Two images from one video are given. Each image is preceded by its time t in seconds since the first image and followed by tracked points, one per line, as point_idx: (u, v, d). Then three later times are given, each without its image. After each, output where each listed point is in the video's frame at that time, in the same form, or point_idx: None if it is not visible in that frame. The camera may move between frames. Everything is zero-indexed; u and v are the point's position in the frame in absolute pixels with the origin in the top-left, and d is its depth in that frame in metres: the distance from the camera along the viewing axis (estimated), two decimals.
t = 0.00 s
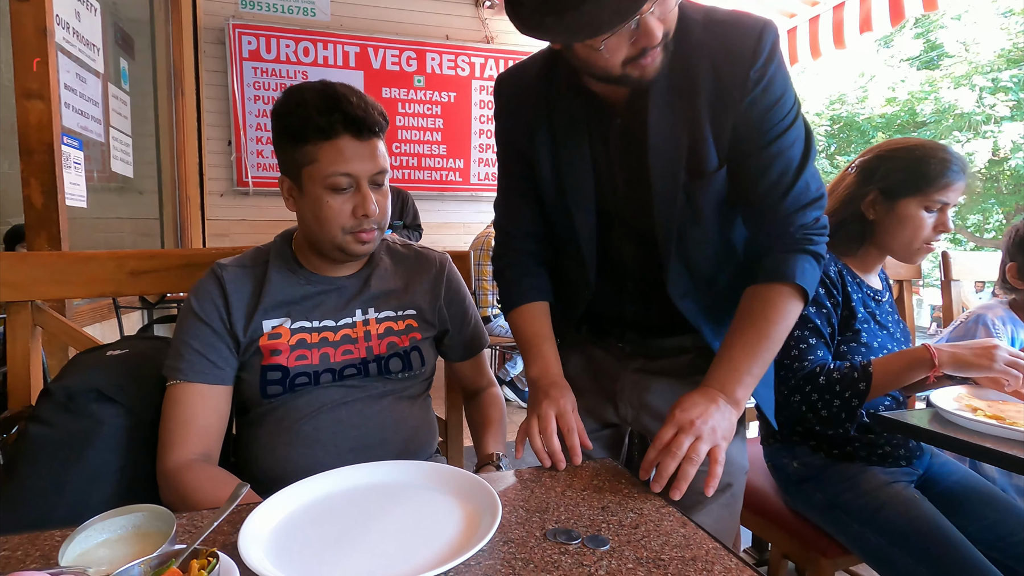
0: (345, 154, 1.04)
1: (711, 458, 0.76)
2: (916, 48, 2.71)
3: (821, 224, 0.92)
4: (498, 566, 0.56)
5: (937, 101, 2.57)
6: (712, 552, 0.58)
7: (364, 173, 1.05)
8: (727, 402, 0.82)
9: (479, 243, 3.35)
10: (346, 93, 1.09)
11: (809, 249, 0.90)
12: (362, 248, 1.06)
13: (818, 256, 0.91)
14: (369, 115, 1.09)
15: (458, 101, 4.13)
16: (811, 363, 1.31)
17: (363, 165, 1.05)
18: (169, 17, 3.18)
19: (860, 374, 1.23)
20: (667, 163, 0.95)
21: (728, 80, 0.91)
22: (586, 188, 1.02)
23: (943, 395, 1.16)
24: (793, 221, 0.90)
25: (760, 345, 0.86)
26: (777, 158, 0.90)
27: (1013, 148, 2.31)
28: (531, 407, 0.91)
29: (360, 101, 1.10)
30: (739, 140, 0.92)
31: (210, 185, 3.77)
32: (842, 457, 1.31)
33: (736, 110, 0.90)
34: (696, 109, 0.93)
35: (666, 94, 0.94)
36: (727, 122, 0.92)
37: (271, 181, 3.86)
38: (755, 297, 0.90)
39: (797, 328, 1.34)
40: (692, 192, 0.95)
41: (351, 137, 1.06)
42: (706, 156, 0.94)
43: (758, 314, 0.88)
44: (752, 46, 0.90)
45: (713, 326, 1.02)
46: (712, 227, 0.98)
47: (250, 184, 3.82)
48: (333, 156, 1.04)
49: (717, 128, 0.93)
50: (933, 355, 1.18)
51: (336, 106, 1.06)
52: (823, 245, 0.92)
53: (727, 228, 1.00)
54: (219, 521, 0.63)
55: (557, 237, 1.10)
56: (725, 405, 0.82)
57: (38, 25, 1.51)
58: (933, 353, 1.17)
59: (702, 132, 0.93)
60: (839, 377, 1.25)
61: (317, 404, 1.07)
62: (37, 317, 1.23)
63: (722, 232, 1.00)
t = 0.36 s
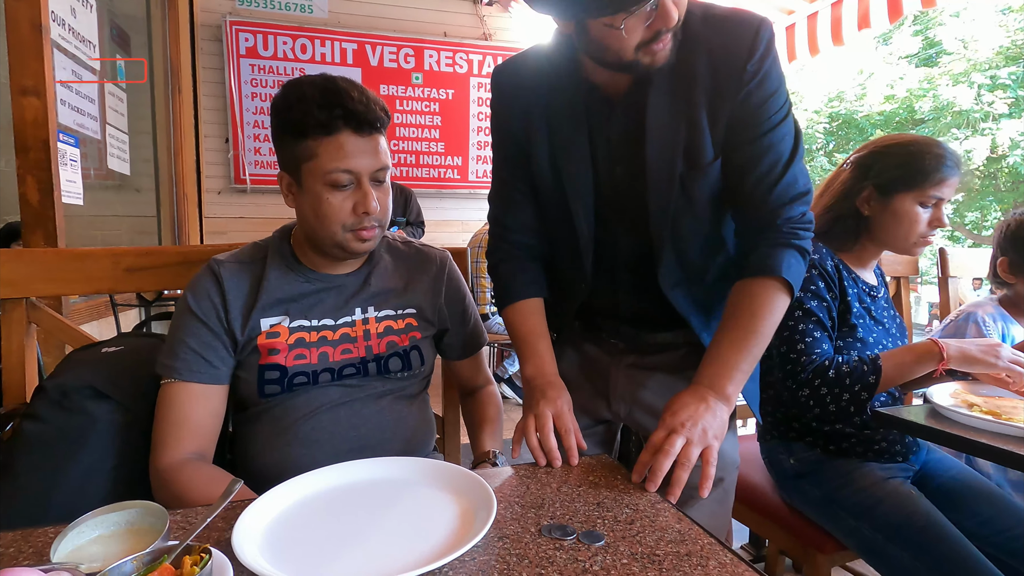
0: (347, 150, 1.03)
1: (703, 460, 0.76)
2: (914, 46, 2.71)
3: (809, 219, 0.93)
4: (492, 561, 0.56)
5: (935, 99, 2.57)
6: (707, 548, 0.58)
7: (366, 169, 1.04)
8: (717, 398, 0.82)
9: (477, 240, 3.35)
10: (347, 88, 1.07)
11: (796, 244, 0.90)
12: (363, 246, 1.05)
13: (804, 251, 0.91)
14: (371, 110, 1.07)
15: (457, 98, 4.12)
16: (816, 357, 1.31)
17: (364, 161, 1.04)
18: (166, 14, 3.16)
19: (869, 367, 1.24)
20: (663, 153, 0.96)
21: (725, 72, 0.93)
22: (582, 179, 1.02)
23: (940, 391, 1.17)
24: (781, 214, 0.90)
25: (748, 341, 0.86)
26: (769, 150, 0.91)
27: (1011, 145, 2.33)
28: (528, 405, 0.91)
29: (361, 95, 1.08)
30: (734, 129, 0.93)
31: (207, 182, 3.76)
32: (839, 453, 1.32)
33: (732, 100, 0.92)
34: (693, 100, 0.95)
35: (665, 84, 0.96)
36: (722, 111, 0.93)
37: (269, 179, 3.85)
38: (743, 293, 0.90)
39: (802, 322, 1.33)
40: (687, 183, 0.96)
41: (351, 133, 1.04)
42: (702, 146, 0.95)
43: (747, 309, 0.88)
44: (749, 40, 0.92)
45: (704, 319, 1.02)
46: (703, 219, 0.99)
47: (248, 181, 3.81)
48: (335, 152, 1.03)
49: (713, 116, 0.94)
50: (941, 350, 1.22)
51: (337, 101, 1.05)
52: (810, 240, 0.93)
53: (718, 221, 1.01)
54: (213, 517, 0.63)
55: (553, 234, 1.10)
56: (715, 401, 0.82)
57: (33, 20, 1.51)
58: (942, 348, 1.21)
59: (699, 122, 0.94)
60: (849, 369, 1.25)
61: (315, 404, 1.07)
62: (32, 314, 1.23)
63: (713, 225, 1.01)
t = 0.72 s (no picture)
0: (349, 147, 1.01)
1: (697, 454, 0.76)
2: (913, 43, 2.69)
3: (799, 215, 0.94)
4: (488, 558, 0.56)
5: (934, 96, 2.58)
6: (702, 543, 0.58)
7: (368, 167, 1.02)
8: (711, 393, 0.82)
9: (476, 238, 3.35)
10: (349, 84, 1.06)
11: (786, 239, 0.91)
12: (364, 245, 1.03)
13: (794, 247, 0.92)
14: (373, 106, 1.06)
15: (455, 96, 4.11)
16: (824, 352, 1.30)
17: (365, 158, 1.02)
18: (163, 11, 3.15)
19: (878, 364, 1.26)
20: (661, 147, 0.95)
21: (723, 68, 0.93)
22: (579, 172, 1.02)
23: (937, 387, 1.17)
24: (771, 209, 0.92)
25: (740, 335, 0.86)
26: (763, 146, 0.92)
27: (1009, 142, 2.33)
28: (524, 403, 0.91)
29: (364, 91, 1.07)
30: (730, 125, 0.94)
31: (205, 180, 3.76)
32: (835, 450, 1.32)
33: (729, 96, 0.93)
34: (692, 95, 0.94)
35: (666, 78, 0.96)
36: (720, 107, 0.94)
37: (267, 176, 3.85)
38: (735, 288, 0.91)
39: (805, 316, 1.32)
40: (685, 176, 0.96)
41: (354, 129, 1.03)
42: (699, 141, 0.95)
43: (739, 303, 0.89)
44: (747, 37, 0.93)
45: (696, 313, 1.02)
46: (699, 213, 0.99)
47: (246, 179, 3.81)
48: (336, 149, 1.01)
49: (711, 111, 0.95)
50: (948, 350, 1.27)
51: (339, 97, 1.03)
52: (799, 236, 0.94)
53: (711, 215, 1.02)
54: (208, 514, 0.63)
55: (549, 230, 1.10)
56: (709, 396, 0.82)
57: (30, 16, 1.50)
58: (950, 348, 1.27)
59: (698, 116, 0.94)
60: (857, 367, 1.27)
61: (314, 405, 1.06)
62: (27, 311, 1.22)
63: (706, 219, 1.01)
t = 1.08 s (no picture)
0: (352, 146, 1.01)
1: (696, 452, 0.76)
2: (912, 41, 2.66)
3: (793, 211, 0.94)
4: (486, 554, 0.56)
5: (932, 94, 2.57)
6: (699, 540, 0.58)
7: (370, 166, 1.02)
8: (706, 388, 0.83)
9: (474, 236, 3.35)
10: (352, 81, 1.05)
11: (780, 234, 0.91)
12: (366, 245, 1.03)
13: (788, 243, 0.92)
14: (376, 104, 1.05)
15: (454, 93, 4.10)
16: (828, 348, 1.30)
17: (369, 158, 1.01)
18: (160, 8, 3.14)
19: (883, 362, 1.28)
20: (660, 142, 0.95)
21: (721, 64, 0.93)
22: (576, 167, 1.02)
23: (934, 383, 1.17)
24: (766, 204, 0.91)
25: (735, 330, 0.87)
26: (758, 141, 0.92)
27: (1007, 140, 2.34)
28: (520, 402, 0.91)
29: (367, 89, 1.06)
30: (727, 121, 0.94)
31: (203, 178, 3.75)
32: (833, 446, 1.32)
33: (726, 92, 0.93)
34: (690, 92, 0.95)
35: (664, 74, 0.96)
36: (717, 103, 0.94)
37: (265, 174, 3.84)
38: (729, 283, 0.91)
39: (807, 312, 1.33)
40: (682, 171, 0.96)
41: (356, 128, 1.02)
42: (698, 136, 0.95)
43: (734, 297, 0.89)
44: (746, 35, 0.93)
45: (691, 307, 1.02)
46: (695, 208, 0.99)
47: (244, 176, 3.80)
48: (339, 148, 1.00)
49: (708, 107, 0.95)
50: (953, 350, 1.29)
51: (341, 95, 1.02)
52: (793, 232, 0.93)
53: (708, 211, 1.02)
54: (206, 511, 0.63)
55: (546, 227, 1.10)
56: (704, 391, 0.82)
57: (27, 14, 1.49)
58: (954, 348, 1.29)
59: (695, 112, 0.95)
60: (862, 364, 1.28)
61: (314, 407, 1.06)
62: (23, 309, 1.22)
63: (703, 215, 1.01)
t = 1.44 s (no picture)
0: (354, 145, 1.01)
1: (696, 451, 0.76)
2: (911, 38, 2.68)
3: (789, 208, 0.94)
4: (485, 553, 0.56)
5: (932, 92, 2.58)
6: (698, 538, 0.59)
7: (372, 166, 1.01)
8: (707, 385, 0.83)
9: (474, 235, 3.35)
10: (353, 78, 1.04)
11: (777, 231, 0.91)
12: (367, 245, 1.03)
13: (785, 240, 0.93)
14: (379, 102, 1.04)
15: (453, 91, 4.09)
16: (829, 347, 1.30)
17: (371, 157, 1.01)
18: (159, 6, 3.14)
19: (884, 361, 1.28)
20: (660, 139, 0.95)
21: (720, 62, 0.93)
22: (575, 163, 1.02)
23: (932, 381, 1.18)
24: (764, 201, 0.92)
25: (734, 328, 0.87)
26: (757, 138, 0.92)
27: (1007, 138, 2.34)
28: (520, 401, 0.90)
29: (369, 86, 1.05)
30: (727, 119, 0.94)
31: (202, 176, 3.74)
32: (832, 445, 1.32)
33: (725, 90, 0.93)
34: (690, 89, 0.95)
35: (663, 71, 0.96)
36: (716, 101, 0.94)
37: (263, 172, 3.84)
38: (727, 280, 0.91)
39: (807, 311, 1.33)
40: (681, 167, 0.96)
41: (359, 127, 1.02)
42: (697, 132, 0.95)
43: (733, 295, 0.89)
44: (744, 33, 0.93)
45: (690, 304, 1.02)
46: (694, 206, 0.99)
47: (243, 175, 3.80)
48: (341, 147, 1.00)
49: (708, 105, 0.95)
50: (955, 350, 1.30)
51: (343, 93, 1.02)
52: (790, 229, 0.94)
53: (705, 209, 1.02)
54: (205, 509, 0.63)
55: (545, 226, 1.10)
56: (705, 389, 0.82)
57: (24, 11, 1.49)
58: (957, 348, 1.30)
59: (695, 109, 0.95)
60: (864, 363, 1.28)
61: (314, 407, 1.06)
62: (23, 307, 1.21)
63: (701, 211, 1.01)
